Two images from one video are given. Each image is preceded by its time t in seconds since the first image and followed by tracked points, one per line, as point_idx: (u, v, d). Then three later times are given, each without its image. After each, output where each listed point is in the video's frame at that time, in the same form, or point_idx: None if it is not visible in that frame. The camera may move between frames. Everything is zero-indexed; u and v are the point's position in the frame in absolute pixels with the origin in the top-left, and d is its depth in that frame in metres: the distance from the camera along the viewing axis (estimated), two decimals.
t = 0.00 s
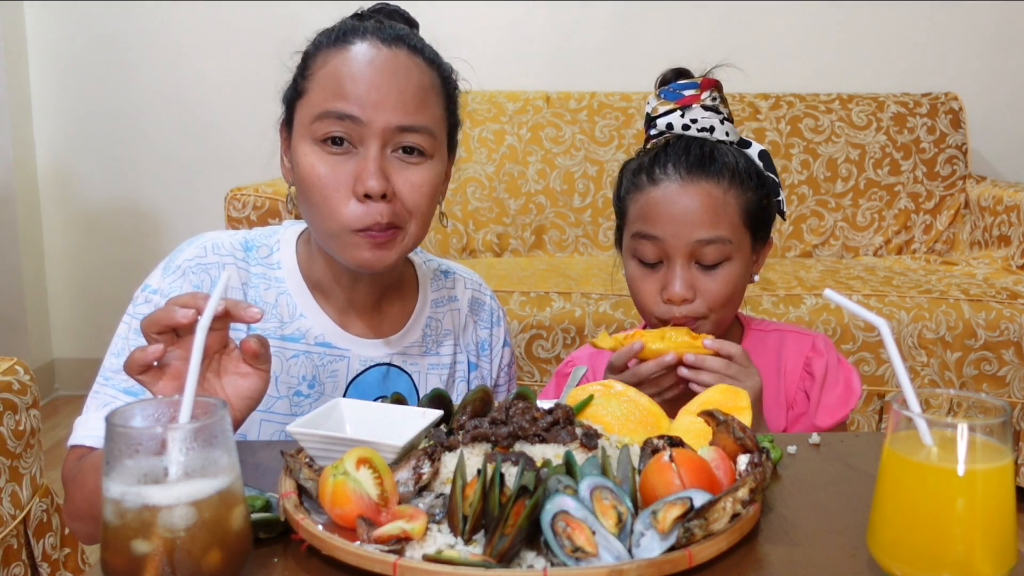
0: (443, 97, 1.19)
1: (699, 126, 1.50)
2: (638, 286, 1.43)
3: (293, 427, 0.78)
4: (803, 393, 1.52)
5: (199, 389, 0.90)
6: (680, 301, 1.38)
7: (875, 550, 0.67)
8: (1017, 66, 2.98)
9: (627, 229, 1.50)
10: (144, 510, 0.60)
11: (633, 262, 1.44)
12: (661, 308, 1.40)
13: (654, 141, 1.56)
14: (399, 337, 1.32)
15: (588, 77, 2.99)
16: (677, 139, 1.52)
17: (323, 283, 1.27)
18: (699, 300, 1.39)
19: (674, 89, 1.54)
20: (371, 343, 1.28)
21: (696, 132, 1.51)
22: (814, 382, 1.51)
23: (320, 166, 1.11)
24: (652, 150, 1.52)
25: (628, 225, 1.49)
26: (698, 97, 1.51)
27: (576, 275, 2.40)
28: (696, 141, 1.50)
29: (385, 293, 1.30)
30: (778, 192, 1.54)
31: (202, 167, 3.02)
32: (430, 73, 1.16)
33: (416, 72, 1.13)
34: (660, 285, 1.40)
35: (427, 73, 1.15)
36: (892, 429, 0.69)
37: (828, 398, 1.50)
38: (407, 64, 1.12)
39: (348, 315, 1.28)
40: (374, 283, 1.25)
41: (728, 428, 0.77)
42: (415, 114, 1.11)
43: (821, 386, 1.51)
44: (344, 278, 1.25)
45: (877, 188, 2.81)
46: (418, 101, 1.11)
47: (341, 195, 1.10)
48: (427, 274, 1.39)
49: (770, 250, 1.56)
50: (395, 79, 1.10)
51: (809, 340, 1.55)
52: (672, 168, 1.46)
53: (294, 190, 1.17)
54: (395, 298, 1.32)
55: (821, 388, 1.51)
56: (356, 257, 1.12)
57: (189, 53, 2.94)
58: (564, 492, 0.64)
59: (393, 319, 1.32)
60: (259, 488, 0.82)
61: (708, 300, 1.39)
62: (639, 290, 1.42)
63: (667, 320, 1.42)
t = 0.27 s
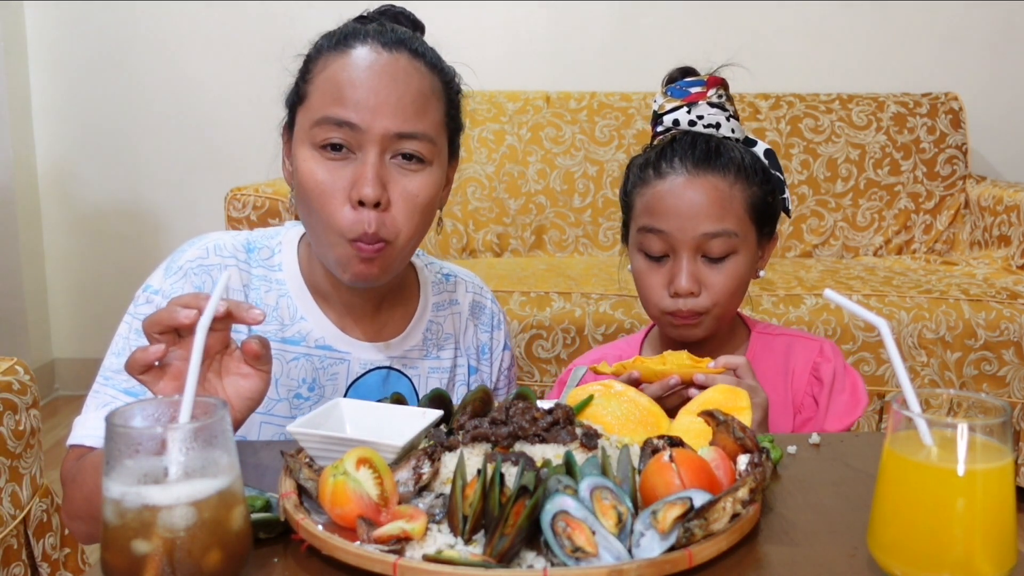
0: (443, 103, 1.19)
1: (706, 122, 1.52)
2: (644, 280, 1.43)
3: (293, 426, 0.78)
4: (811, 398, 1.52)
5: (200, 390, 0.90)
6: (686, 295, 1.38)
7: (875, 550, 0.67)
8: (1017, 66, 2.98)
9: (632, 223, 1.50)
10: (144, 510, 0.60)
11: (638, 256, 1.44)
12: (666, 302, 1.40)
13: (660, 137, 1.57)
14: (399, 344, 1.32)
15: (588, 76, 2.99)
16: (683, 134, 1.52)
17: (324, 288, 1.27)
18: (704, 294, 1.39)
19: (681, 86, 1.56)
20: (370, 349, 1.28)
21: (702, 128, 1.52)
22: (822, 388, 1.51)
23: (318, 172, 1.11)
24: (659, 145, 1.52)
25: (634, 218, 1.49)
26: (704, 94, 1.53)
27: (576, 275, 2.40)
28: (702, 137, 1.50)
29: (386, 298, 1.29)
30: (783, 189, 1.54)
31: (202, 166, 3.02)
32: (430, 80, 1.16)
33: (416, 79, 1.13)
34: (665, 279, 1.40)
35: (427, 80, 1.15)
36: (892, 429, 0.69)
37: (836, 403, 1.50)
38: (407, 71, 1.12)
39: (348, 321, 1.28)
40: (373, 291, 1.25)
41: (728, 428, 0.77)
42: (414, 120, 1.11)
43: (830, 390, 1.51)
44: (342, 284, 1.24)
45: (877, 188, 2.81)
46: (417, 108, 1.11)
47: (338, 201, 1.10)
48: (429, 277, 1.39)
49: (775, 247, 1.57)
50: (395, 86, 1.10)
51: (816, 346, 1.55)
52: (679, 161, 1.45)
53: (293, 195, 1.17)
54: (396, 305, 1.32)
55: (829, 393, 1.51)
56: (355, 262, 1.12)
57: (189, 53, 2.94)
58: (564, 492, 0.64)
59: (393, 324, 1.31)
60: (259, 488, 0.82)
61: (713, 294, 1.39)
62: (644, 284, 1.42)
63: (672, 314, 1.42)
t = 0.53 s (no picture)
0: (444, 102, 1.19)
1: (702, 123, 1.51)
2: (642, 282, 1.43)
3: (293, 426, 0.78)
4: (812, 400, 1.52)
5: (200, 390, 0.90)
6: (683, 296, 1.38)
7: (875, 550, 0.67)
8: (1017, 67, 2.98)
9: (630, 225, 1.50)
10: (144, 510, 0.60)
11: (636, 258, 1.44)
12: (664, 303, 1.40)
13: (657, 138, 1.56)
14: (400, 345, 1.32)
15: (587, 77, 2.99)
16: (679, 135, 1.51)
17: (325, 288, 1.27)
18: (702, 295, 1.39)
19: (677, 86, 1.54)
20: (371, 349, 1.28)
21: (699, 129, 1.51)
22: (823, 389, 1.51)
23: (318, 171, 1.11)
24: (655, 147, 1.52)
25: (631, 221, 1.49)
26: (701, 94, 1.52)
27: (576, 275, 2.40)
28: (699, 138, 1.50)
29: (389, 299, 1.29)
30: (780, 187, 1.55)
31: (202, 166, 3.02)
32: (431, 80, 1.16)
33: (416, 78, 1.13)
34: (663, 280, 1.40)
35: (428, 80, 1.15)
36: (891, 429, 0.69)
37: (837, 405, 1.50)
38: (408, 70, 1.12)
39: (350, 321, 1.28)
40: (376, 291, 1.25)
41: (728, 428, 0.77)
42: (414, 119, 1.11)
43: (830, 391, 1.51)
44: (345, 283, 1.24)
45: (877, 188, 2.81)
46: (417, 107, 1.11)
47: (337, 200, 1.09)
48: (432, 279, 1.39)
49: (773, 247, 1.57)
50: (394, 85, 1.10)
51: (815, 347, 1.56)
52: (676, 163, 1.45)
53: (294, 193, 1.17)
54: (398, 305, 1.31)
55: (831, 394, 1.51)
56: (354, 261, 1.12)
57: (189, 53, 2.94)
58: (564, 492, 0.64)
59: (394, 326, 1.31)
60: (259, 488, 0.82)
61: (711, 295, 1.39)
62: (642, 285, 1.42)
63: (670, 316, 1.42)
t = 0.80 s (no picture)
0: (443, 100, 1.19)
1: (693, 125, 1.51)
2: (634, 290, 1.43)
3: (293, 426, 0.78)
4: (813, 398, 1.52)
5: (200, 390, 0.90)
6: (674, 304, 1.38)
7: (875, 550, 0.67)
8: (1017, 67, 2.98)
9: (621, 232, 1.50)
10: (144, 510, 0.60)
11: (628, 266, 1.44)
12: (656, 311, 1.40)
13: (649, 141, 1.56)
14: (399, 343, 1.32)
15: (588, 77, 2.99)
16: (667, 140, 1.51)
17: (324, 286, 1.27)
18: (693, 302, 1.39)
19: (668, 89, 1.54)
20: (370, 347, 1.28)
21: (689, 132, 1.51)
22: (824, 389, 1.51)
23: (318, 171, 1.10)
24: (644, 153, 1.52)
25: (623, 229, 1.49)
26: (691, 96, 1.51)
27: (576, 275, 2.40)
28: (688, 142, 1.50)
29: (387, 298, 1.29)
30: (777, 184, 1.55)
31: (202, 166, 3.02)
32: (430, 79, 1.16)
33: (415, 77, 1.13)
34: (654, 287, 1.40)
35: (427, 79, 1.15)
36: (892, 429, 0.69)
37: (837, 404, 1.50)
38: (407, 70, 1.12)
39: (348, 319, 1.28)
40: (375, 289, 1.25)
41: (728, 428, 0.77)
42: (414, 119, 1.11)
43: (831, 390, 1.51)
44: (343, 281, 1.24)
45: (877, 188, 2.80)
46: (416, 107, 1.11)
47: (338, 200, 1.09)
48: (430, 278, 1.39)
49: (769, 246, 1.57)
50: (394, 85, 1.10)
51: (815, 346, 1.55)
52: (663, 171, 1.46)
53: (294, 192, 1.17)
54: (397, 303, 1.31)
55: (831, 393, 1.51)
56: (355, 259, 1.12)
57: (189, 53, 2.94)
58: (564, 492, 0.64)
59: (393, 324, 1.31)
60: (259, 488, 0.82)
61: (702, 302, 1.39)
62: (634, 293, 1.43)
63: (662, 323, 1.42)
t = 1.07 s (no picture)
0: (440, 101, 1.19)
1: (687, 128, 1.49)
2: (631, 296, 1.43)
3: (293, 427, 0.78)
4: (814, 399, 1.52)
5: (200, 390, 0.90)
6: (671, 308, 1.38)
7: (875, 550, 0.67)
8: (1017, 67, 2.98)
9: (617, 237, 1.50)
10: (144, 511, 0.60)
11: (625, 272, 1.45)
12: (653, 315, 1.41)
13: (644, 144, 1.56)
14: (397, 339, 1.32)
15: (588, 77, 2.99)
16: (660, 144, 1.51)
17: (322, 281, 1.27)
18: (691, 307, 1.39)
19: (661, 90, 1.52)
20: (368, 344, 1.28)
21: (683, 135, 1.50)
22: (824, 390, 1.51)
23: (318, 176, 1.10)
24: (638, 157, 1.52)
25: (619, 234, 1.49)
26: (685, 98, 1.49)
27: (576, 275, 2.40)
28: (682, 144, 1.49)
29: (383, 293, 1.30)
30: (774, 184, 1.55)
31: (202, 166, 3.02)
32: (427, 81, 1.16)
33: (413, 81, 1.13)
34: (651, 292, 1.40)
35: (424, 81, 1.15)
36: (892, 429, 0.69)
37: (838, 404, 1.49)
38: (405, 74, 1.12)
39: (346, 315, 1.28)
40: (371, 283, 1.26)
41: (728, 428, 0.77)
42: (415, 125, 1.11)
43: (832, 391, 1.50)
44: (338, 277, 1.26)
45: (877, 188, 2.80)
46: (417, 112, 1.11)
47: (339, 204, 1.09)
48: (426, 276, 1.39)
49: (767, 247, 1.57)
50: (393, 91, 1.10)
51: (816, 347, 1.55)
52: (658, 175, 1.46)
53: (291, 195, 1.16)
54: (394, 298, 1.32)
55: (832, 394, 1.50)
56: (357, 262, 1.13)
57: (188, 53, 2.94)
58: (564, 492, 0.64)
59: (390, 320, 1.32)
60: (259, 488, 0.82)
61: (699, 306, 1.39)
62: (632, 299, 1.43)
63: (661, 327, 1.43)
